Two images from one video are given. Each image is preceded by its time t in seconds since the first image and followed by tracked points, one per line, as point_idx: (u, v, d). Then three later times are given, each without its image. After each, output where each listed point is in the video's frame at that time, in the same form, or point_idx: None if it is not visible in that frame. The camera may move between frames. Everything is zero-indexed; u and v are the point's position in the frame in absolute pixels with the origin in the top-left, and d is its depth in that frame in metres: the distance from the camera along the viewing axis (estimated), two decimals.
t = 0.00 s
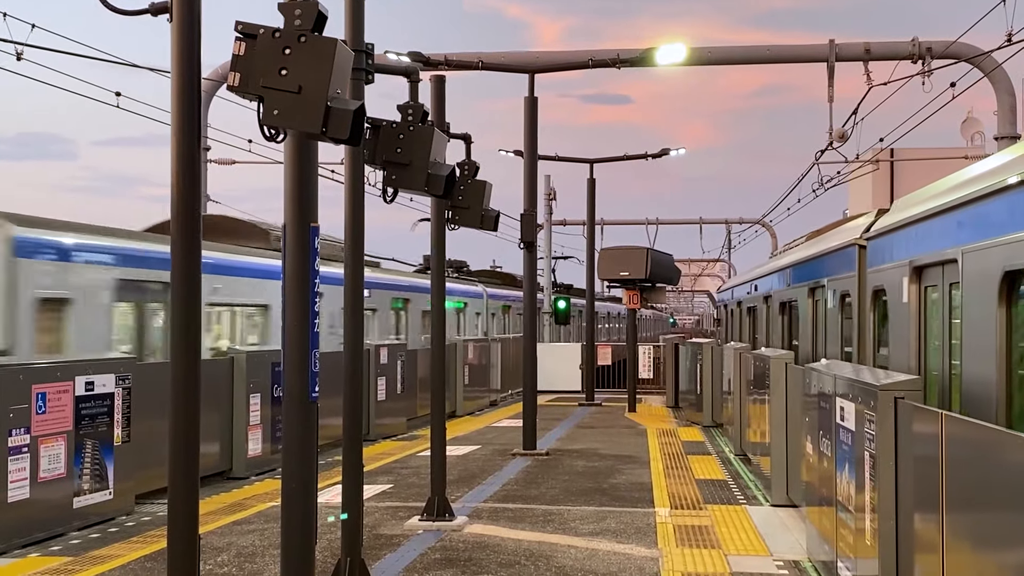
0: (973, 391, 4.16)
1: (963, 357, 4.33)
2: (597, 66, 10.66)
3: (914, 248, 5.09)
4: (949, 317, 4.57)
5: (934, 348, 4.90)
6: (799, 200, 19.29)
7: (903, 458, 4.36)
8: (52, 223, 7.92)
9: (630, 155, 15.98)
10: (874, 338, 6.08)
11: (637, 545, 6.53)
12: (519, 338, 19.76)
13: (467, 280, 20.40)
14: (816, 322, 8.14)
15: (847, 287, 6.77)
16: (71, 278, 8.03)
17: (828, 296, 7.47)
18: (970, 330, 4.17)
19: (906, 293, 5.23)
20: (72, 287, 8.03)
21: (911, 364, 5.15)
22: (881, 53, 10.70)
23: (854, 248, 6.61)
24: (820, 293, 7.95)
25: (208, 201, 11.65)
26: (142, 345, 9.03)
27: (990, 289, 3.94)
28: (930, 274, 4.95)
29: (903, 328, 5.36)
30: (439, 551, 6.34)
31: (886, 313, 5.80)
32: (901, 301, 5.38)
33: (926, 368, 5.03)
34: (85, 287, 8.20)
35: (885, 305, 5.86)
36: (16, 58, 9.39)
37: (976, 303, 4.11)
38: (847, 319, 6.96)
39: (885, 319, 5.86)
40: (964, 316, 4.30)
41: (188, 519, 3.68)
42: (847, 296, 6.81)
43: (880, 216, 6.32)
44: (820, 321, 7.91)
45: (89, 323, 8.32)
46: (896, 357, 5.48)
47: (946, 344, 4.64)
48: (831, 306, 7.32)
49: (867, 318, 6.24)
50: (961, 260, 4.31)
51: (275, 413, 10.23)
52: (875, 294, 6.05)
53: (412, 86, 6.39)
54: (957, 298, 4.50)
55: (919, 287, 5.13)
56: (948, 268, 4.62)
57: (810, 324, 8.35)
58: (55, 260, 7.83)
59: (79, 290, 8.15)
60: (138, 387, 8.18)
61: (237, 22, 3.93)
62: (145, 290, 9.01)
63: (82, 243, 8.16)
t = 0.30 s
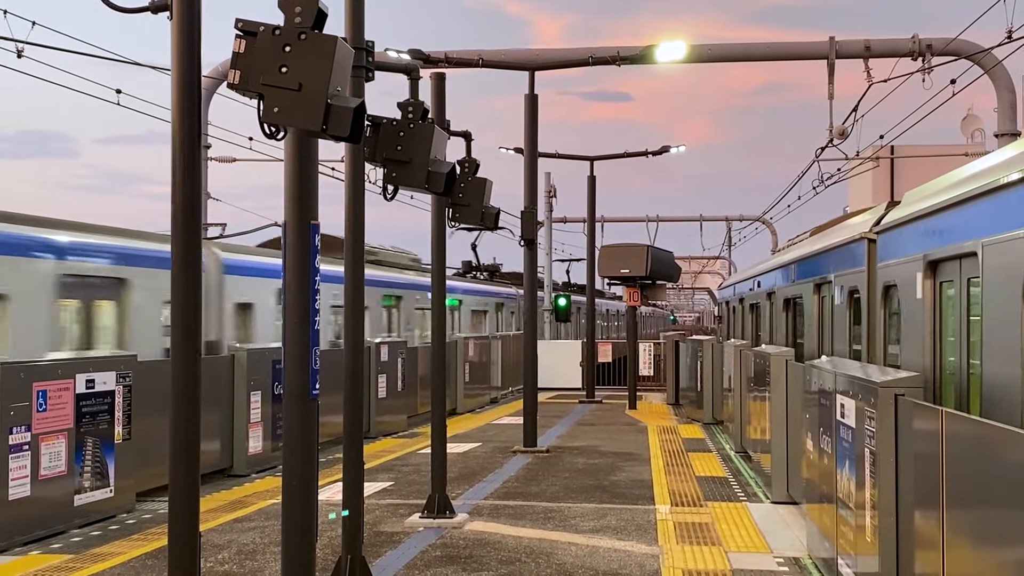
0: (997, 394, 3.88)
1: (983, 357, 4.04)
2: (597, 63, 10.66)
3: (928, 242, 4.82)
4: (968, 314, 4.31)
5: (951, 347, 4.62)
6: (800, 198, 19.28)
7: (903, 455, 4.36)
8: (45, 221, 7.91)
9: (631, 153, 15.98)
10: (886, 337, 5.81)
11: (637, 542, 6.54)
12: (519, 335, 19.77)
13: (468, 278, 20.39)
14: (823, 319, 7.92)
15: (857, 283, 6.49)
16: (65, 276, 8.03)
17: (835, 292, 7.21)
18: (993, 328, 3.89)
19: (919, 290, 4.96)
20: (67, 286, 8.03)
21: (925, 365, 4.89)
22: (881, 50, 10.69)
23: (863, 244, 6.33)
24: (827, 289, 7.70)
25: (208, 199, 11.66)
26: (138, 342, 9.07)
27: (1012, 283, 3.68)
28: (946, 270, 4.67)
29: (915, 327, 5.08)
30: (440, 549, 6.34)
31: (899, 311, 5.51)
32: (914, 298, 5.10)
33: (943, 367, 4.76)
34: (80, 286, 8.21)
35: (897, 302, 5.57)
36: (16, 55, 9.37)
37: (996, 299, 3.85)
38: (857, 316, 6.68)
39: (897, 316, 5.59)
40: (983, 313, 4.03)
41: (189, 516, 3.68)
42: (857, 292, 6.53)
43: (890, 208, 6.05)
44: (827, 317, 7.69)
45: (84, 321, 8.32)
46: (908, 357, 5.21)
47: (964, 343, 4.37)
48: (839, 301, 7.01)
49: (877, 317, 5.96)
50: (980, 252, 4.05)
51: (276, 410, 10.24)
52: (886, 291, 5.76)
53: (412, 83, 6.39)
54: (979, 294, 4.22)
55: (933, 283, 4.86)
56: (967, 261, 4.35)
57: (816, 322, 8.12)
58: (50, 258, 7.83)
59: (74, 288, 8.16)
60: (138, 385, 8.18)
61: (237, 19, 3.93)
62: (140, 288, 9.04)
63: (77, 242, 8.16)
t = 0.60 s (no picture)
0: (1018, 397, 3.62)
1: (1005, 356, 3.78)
2: (597, 60, 10.65)
3: (942, 234, 4.59)
4: (986, 311, 4.09)
5: (968, 345, 4.40)
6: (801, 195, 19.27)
7: (904, 451, 4.37)
8: (44, 219, 7.89)
9: (632, 149, 15.97)
10: (896, 334, 5.59)
11: (638, 538, 6.54)
12: (520, 332, 19.77)
13: (469, 275, 20.39)
14: (829, 315, 7.70)
15: (866, 277, 6.24)
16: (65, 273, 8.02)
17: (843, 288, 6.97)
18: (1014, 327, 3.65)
19: (934, 286, 4.72)
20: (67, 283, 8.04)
21: (939, 365, 4.68)
22: (882, 47, 10.68)
23: (872, 237, 6.08)
24: (834, 284, 7.47)
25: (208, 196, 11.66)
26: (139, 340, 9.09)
27: None
28: (964, 264, 4.43)
29: (929, 324, 4.85)
30: (441, 546, 6.35)
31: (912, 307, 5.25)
32: (927, 293, 4.88)
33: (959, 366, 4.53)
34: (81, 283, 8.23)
35: (909, 298, 5.35)
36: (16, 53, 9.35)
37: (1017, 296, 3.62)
38: (865, 312, 6.44)
39: (909, 312, 5.36)
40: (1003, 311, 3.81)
41: (191, 513, 3.68)
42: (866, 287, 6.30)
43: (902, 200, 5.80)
44: (833, 313, 7.50)
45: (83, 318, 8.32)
46: (921, 354, 4.99)
47: (982, 341, 4.15)
48: (847, 298, 6.76)
49: (887, 312, 5.74)
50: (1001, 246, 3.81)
51: (277, 407, 10.24)
52: (896, 286, 5.54)
53: (413, 80, 6.38)
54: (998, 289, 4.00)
55: (949, 278, 4.64)
56: (986, 255, 4.13)
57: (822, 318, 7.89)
58: (49, 257, 7.82)
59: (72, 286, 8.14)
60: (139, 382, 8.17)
61: (237, 16, 3.92)
62: (141, 286, 9.04)
63: (76, 240, 8.15)
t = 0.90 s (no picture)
0: None
1: None
2: (599, 57, 10.63)
3: (959, 226, 4.36)
4: (1005, 308, 3.87)
5: (985, 344, 4.17)
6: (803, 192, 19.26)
7: (906, 448, 4.37)
8: (47, 216, 7.91)
9: (634, 147, 15.96)
10: (909, 329, 5.38)
11: (640, 535, 6.55)
12: (522, 329, 19.77)
13: (471, 273, 20.38)
14: (837, 311, 7.61)
15: (876, 273, 6.01)
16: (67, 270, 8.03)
17: (851, 285, 6.73)
18: None
19: (949, 281, 4.50)
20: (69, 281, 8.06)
21: (954, 364, 4.47)
22: (883, 43, 10.66)
23: (884, 230, 5.85)
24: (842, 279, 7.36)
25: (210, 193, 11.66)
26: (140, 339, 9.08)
27: None
28: (982, 258, 4.21)
29: (944, 321, 4.62)
30: (443, 542, 6.36)
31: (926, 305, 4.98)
32: (942, 288, 4.66)
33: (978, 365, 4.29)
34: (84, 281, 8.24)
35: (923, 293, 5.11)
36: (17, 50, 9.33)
37: None
38: (877, 309, 6.23)
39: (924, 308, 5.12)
40: None
41: (192, 511, 3.68)
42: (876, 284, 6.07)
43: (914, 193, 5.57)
44: (841, 309, 7.41)
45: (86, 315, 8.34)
46: (935, 354, 4.79)
47: (1001, 340, 3.94)
48: (856, 295, 6.54)
49: (899, 309, 5.51)
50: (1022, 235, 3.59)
51: (279, 405, 10.25)
52: (909, 282, 5.32)
53: (414, 77, 6.37)
54: (1020, 285, 3.76)
55: (965, 272, 4.42)
56: (1005, 248, 3.90)
57: (829, 314, 7.81)
58: (53, 253, 7.83)
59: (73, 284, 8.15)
60: (140, 378, 8.18)
61: (238, 13, 3.92)
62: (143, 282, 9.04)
63: (79, 236, 8.16)
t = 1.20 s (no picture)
0: None
1: None
2: (601, 54, 10.62)
3: (977, 218, 4.19)
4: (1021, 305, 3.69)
5: (1004, 342, 3.99)
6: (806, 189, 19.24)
7: (909, 445, 4.36)
8: (51, 213, 7.94)
9: (636, 144, 15.94)
10: (920, 325, 5.17)
11: (643, 533, 6.54)
12: (525, 327, 19.78)
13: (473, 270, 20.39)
14: (845, 307, 7.56)
15: (887, 269, 5.83)
16: (69, 269, 8.04)
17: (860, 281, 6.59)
18: None
19: (966, 276, 4.32)
20: (71, 278, 8.07)
21: (970, 363, 4.30)
22: (886, 41, 10.65)
23: (894, 225, 5.68)
24: (850, 275, 7.30)
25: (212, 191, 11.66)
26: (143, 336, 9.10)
27: None
28: (1000, 251, 4.02)
29: (961, 318, 4.43)
30: (445, 540, 6.36)
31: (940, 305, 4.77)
32: (957, 284, 4.48)
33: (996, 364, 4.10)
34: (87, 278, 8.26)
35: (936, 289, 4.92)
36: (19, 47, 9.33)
37: None
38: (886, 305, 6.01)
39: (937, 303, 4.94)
40: None
41: (196, 508, 3.68)
42: (887, 280, 5.88)
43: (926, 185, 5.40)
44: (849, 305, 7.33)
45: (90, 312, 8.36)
46: (949, 353, 4.60)
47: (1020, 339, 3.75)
48: (866, 292, 6.37)
49: (910, 306, 5.33)
50: None
51: (282, 402, 10.26)
52: (920, 278, 5.14)
53: (416, 74, 6.36)
54: None
55: (982, 267, 4.24)
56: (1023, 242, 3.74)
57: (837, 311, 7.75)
58: (55, 250, 7.86)
59: (74, 279, 8.12)
60: (142, 376, 8.18)
61: (241, 10, 3.92)
62: (145, 279, 9.05)
63: (83, 234, 8.18)
